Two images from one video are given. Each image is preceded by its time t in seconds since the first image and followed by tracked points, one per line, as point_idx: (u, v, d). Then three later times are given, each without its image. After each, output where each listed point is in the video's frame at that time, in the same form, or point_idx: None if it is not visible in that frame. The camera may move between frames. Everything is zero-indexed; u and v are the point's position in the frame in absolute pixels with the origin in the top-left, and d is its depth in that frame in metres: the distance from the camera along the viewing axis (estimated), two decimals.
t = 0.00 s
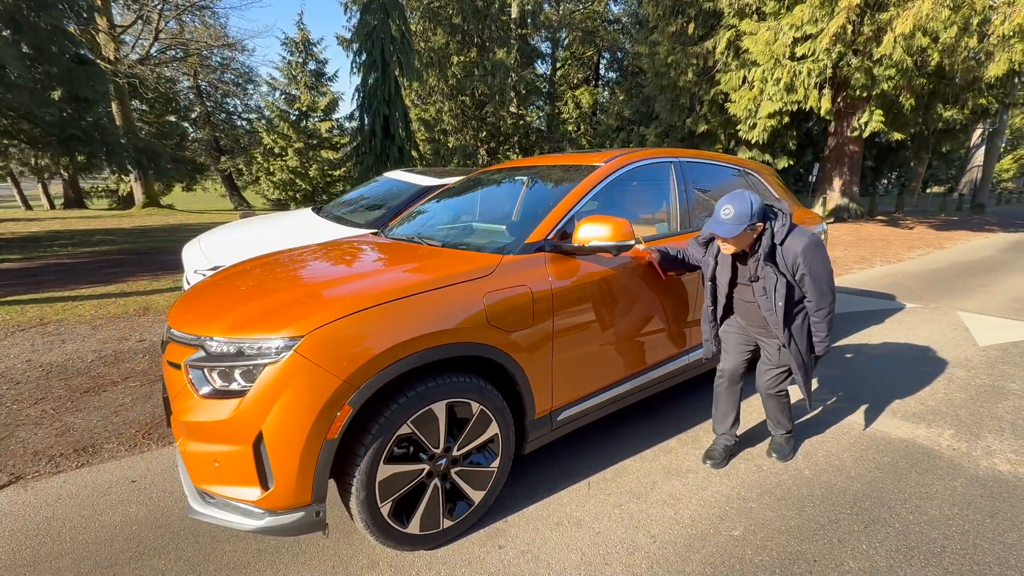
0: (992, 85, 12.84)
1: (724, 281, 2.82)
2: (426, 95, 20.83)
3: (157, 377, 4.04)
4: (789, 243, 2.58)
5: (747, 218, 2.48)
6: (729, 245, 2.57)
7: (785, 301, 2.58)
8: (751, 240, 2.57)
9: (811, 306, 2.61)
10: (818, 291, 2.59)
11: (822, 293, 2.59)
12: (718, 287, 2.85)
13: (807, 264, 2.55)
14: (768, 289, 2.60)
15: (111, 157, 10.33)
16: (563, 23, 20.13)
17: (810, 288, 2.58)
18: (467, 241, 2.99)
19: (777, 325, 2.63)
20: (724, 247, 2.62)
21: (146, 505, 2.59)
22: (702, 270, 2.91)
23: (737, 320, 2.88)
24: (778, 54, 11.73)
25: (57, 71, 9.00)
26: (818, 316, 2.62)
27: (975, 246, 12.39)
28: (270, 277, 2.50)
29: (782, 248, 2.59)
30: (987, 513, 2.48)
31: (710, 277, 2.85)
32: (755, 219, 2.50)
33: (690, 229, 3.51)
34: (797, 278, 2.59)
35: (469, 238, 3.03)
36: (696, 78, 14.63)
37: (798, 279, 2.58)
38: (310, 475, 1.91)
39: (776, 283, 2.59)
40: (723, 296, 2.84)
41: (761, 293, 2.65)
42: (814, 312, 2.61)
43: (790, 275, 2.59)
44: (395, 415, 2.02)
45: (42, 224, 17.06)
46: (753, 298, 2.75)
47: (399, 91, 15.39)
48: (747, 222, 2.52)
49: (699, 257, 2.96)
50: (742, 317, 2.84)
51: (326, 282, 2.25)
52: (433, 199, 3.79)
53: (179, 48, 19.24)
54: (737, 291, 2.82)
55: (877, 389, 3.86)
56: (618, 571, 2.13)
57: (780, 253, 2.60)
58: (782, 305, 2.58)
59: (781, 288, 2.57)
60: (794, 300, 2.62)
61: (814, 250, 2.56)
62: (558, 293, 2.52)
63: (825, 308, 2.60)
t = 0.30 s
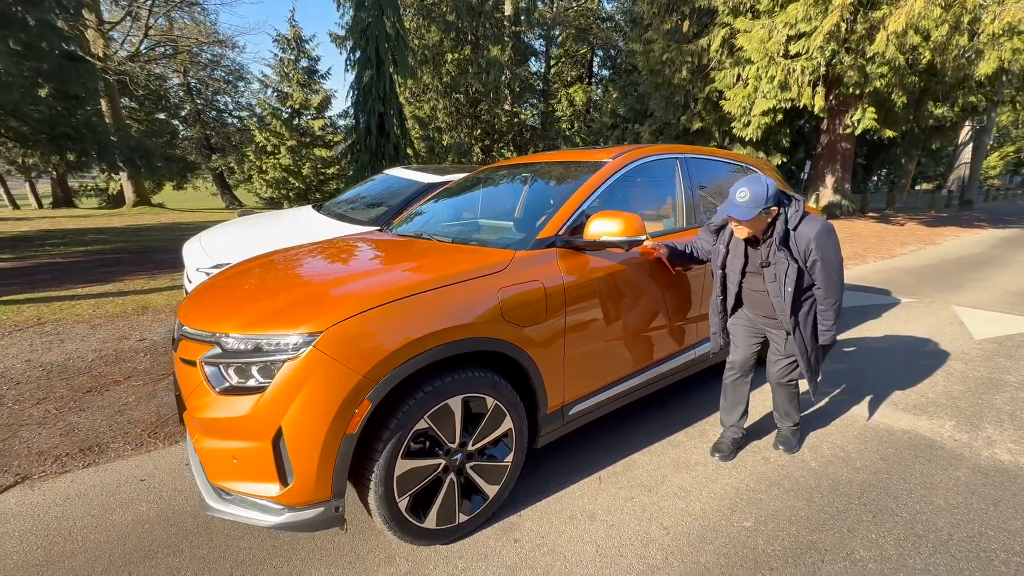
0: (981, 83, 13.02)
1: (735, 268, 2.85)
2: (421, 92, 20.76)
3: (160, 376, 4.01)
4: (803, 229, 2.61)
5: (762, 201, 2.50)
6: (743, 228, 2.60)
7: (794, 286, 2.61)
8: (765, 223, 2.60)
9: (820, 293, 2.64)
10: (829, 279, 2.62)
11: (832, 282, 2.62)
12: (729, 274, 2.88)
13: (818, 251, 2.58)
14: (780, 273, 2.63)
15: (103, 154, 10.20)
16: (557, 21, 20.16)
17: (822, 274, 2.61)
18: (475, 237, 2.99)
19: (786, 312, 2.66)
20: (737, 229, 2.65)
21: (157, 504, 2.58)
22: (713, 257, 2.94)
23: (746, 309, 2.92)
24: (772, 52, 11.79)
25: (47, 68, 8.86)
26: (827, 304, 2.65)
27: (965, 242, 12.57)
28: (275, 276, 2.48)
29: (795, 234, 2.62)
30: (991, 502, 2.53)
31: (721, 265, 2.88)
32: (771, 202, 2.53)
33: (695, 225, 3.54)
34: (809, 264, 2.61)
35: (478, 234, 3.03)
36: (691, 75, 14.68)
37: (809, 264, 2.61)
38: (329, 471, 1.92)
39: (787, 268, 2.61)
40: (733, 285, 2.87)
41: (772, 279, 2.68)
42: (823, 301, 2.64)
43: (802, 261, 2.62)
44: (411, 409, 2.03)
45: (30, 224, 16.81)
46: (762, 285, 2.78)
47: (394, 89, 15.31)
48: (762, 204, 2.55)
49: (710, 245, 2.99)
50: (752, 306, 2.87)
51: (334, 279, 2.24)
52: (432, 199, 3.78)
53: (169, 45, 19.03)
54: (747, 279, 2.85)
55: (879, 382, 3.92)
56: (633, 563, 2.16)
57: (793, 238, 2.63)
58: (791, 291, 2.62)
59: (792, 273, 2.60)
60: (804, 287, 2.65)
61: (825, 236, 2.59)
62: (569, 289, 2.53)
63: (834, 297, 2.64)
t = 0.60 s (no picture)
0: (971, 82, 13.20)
1: (744, 247, 2.92)
2: (415, 91, 20.70)
3: (165, 375, 4.01)
4: (813, 203, 2.70)
5: (777, 168, 2.57)
6: (756, 194, 2.65)
7: (803, 259, 2.68)
8: (779, 191, 2.67)
9: (826, 271, 2.71)
10: (836, 255, 2.69)
11: (838, 259, 2.69)
12: (737, 254, 2.94)
13: (828, 223, 2.66)
14: (790, 246, 2.70)
15: (95, 151, 10.09)
16: (552, 19, 20.21)
17: (829, 249, 2.68)
18: (485, 234, 3.02)
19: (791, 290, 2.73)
20: (750, 197, 2.70)
21: (171, 500, 2.59)
22: (722, 238, 3.00)
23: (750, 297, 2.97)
24: (766, 51, 11.89)
25: (39, 66, 8.80)
26: (832, 284, 2.72)
27: (955, 239, 12.78)
28: (285, 275, 2.48)
29: (806, 207, 2.70)
30: (989, 489, 2.61)
31: (729, 245, 2.94)
32: (784, 171, 2.60)
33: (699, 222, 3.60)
34: (818, 237, 2.68)
35: (487, 231, 3.06)
36: (686, 74, 14.77)
37: (818, 237, 2.68)
38: (350, 464, 1.95)
39: (797, 241, 2.68)
40: (740, 268, 2.93)
41: (780, 253, 2.74)
42: (828, 280, 2.71)
43: (812, 233, 2.69)
44: (428, 404, 2.06)
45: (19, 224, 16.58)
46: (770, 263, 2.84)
47: (390, 87, 15.27)
48: (776, 171, 2.62)
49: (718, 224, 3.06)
50: (757, 290, 2.92)
51: (344, 277, 2.25)
52: (436, 198, 3.80)
53: (160, 42, 18.84)
54: (755, 260, 2.91)
55: (878, 374, 4.00)
56: (647, 551, 2.21)
57: (804, 211, 2.71)
58: (800, 265, 2.68)
59: (802, 246, 2.67)
60: (811, 264, 2.72)
61: (834, 212, 2.68)
62: (579, 285, 2.57)
63: (839, 276, 2.71)
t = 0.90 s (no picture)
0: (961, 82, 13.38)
1: (742, 233, 3.00)
2: (410, 90, 20.69)
3: (170, 373, 4.04)
4: (810, 186, 2.78)
5: (777, 149, 2.69)
6: (757, 172, 2.76)
7: (800, 239, 2.75)
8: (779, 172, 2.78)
9: (820, 253, 2.78)
10: (831, 238, 2.77)
11: (833, 242, 2.77)
12: (736, 241, 3.02)
13: (824, 205, 2.74)
14: (787, 226, 2.77)
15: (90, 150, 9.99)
16: (546, 19, 20.27)
17: (825, 230, 2.76)
18: (490, 231, 3.07)
19: (787, 272, 2.80)
20: (751, 176, 2.81)
21: (182, 495, 2.63)
22: (721, 225, 3.09)
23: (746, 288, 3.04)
24: (760, 51, 12.02)
25: (33, 65, 8.73)
26: (827, 267, 2.79)
27: (945, 237, 12.97)
28: (294, 273, 2.52)
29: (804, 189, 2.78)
30: (979, 477, 2.71)
31: (727, 231, 3.04)
32: (784, 152, 2.72)
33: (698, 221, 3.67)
34: (815, 218, 2.76)
35: (491, 229, 3.11)
36: (680, 74, 14.87)
37: (816, 218, 2.76)
38: (365, 455, 2.01)
39: (795, 221, 2.76)
40: (738, 255, 3.01)
41: (778, 234, 2.82)
42: (822, 264, 2.78)
43: (809, 214, 2.76)
44: (438, 397, 2.12)
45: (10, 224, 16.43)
46: (769, 245, 2.92)
47: (385, 87, 15.27)
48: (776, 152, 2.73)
49: (718, 213, 3.15)
50: (754, 278, 2.99)
51: (351, 275, 2.29)
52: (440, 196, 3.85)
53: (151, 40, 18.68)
54: (753, 247, 2.98)
55: (872, 369, 4.10)
56: (652, 538, 2.28)
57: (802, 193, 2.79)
58: (797, 244, 2.75)
59: (798, 225, 2.74)
60: (807, 247, 2.79)
61: (830, 195, 2.76)
62: (583, 281, 2.64)
63: (833, 260, 2.78)
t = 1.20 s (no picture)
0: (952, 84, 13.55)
1: (734, 227, 3.08)
2: (406, 91, 20.69)
3: (171, 371, 4.06)
4: (800, 180, 2.85)
5: (773, 142, 2.78)
6: (754, 165, 2.84)
7: (790, 231, 2.81)
8: (772, 165, 2.86)
9: (809, 246, 2.84)
10: (820, 231, 2.83)
11: (822, 235, 2.83)
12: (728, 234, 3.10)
13: (814, 198, 2.80)
14: (777, 218, 2.84)
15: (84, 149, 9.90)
16: (542, 20, 20.33)
17: (814, 223, 2.82)
18: (492, 230, 3.12)
19: (776, 264, 2.86)
20: (747, 168, 2.89)
21: (189, 490, 2.67)
22: (715, 220, 3.17)
23: (737, 283, 3.10)
24: (753, 53, 12.14)
25: (27, 64, 8.67)
26: (815, 260, 2.85)
27: (935, 236, 13.15)
28: (297, 273, 2.55)
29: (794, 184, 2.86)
30: (967, 468, 2.79)
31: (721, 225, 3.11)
32: (780, 145, 2.80)
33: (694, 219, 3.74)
34: (806, 211, 2.82)
35: (493, 227, 3.16)
36: (675, 75, 14.96)
37: (806, 211, 2.82)
38: (372, 448, 2.06)
39: (786, 213, 2.82)
40: (730, 250, 3.09)
41: (769, 226, 2.89)
42: (811, 258, 2.85)
43: (800, 206, 2.83)
44: (443, 393, 2.17)
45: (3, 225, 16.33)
46: (760, 239, 2.99)
47: (382, 88, 15.28)
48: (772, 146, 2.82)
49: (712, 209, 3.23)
50: (745, 273, 3.06)
51: (355, 274, 2.33)
52: (442, 195, 3.89)
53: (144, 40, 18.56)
54: (744, 241, 3.06)
55: (864, 365, 4.18)
56: (651, 529, 2.34)
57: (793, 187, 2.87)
58: (787, 236, 2.82)
59: (789, 217, 2.81)
60: (797, 240, 2.86)
61: (820, 189, 2.82)
62: (583, 279, 2.69)
63: (822, 253, 2.84)
